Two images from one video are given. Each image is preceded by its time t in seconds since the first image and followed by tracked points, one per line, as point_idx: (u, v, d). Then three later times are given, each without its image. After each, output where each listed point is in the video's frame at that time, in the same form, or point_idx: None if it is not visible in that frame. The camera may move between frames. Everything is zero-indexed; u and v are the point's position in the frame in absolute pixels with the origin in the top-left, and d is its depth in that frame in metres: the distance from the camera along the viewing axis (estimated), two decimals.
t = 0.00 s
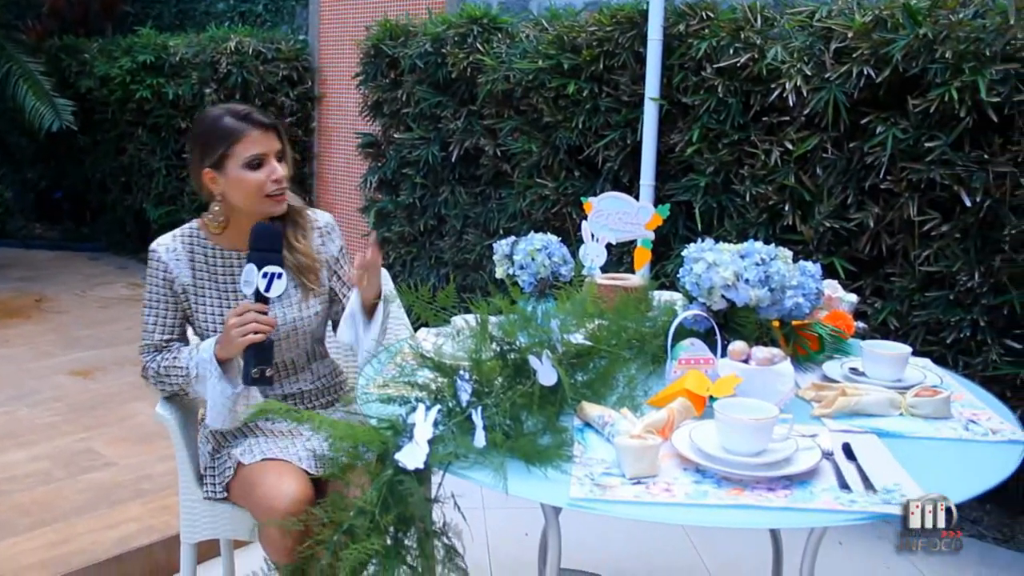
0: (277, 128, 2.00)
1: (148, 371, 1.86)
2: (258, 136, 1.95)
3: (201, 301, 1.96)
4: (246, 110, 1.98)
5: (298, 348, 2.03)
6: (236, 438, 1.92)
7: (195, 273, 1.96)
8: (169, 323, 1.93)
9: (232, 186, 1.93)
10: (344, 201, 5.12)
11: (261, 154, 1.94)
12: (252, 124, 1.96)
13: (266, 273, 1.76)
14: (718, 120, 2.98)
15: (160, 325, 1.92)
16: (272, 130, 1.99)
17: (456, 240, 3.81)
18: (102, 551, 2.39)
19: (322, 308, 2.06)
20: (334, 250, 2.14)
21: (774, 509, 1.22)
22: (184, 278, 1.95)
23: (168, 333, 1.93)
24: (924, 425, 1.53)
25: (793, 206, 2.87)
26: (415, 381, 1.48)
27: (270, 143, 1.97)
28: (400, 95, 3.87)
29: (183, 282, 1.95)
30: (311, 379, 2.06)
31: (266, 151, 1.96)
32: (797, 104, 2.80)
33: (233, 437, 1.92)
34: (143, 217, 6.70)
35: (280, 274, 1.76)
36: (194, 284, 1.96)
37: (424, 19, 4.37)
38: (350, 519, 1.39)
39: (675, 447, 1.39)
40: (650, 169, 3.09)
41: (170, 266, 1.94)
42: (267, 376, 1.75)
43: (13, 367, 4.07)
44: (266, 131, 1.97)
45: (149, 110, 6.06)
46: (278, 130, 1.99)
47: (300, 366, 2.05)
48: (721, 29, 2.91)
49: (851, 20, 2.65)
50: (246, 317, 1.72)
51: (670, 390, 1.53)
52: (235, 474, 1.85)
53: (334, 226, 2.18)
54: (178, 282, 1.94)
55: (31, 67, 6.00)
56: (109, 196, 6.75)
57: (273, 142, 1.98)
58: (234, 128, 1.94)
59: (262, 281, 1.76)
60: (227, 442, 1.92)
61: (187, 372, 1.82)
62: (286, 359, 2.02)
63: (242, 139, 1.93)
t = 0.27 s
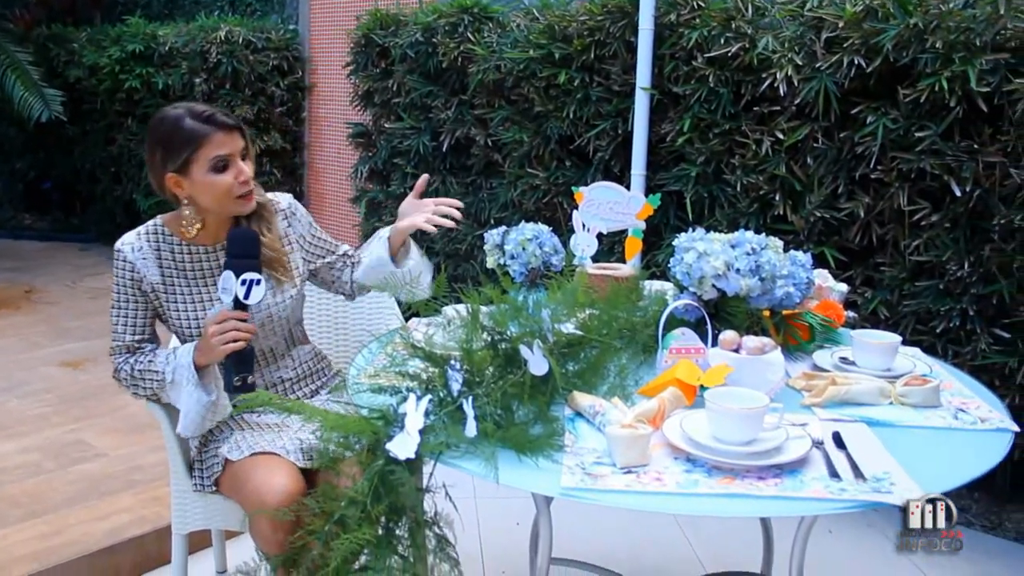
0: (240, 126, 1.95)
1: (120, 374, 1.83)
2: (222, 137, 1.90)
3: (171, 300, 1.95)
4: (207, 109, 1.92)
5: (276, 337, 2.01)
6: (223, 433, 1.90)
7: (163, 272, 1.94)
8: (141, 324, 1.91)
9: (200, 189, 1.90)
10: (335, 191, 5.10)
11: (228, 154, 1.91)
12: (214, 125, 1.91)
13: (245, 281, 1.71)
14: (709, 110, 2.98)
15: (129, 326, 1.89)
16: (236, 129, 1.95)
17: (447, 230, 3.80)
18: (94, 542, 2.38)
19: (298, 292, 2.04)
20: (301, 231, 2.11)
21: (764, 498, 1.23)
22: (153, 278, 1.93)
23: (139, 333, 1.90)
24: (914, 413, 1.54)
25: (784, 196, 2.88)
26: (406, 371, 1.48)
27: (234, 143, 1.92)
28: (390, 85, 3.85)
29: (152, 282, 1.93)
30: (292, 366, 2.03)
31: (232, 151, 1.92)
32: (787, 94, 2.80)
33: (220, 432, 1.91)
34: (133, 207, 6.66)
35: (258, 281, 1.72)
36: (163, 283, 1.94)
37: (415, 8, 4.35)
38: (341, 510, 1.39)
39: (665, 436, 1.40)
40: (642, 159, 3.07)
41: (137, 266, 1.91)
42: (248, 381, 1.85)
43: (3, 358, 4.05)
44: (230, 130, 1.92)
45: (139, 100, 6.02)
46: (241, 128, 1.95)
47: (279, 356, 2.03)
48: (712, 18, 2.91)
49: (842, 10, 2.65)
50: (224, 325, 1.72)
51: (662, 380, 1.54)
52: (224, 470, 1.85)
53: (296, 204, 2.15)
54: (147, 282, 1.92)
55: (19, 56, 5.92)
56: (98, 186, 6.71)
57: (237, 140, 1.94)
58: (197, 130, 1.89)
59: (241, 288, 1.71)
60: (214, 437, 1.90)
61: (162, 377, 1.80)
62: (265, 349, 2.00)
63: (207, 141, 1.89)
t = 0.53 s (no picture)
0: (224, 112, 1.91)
1: (106, 369, 1.84)
2: (201, 120, 1.87)
3: (157, 293, 1.94)
4: (193, 93, 1.90)
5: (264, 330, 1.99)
6: (213, 425, 1.90)
7: (148, 266, 1.92)
8: (127, 317, 1.91)
9: (176, 172, 1.87)
10: (325, 182, 5.07)
11: (205, 138, 1.87)
12: (195, 107, 1.88)
13: (230, 278, 1.70)
14: (700, 100, 2.98)
15: (115, 320, 1.89)
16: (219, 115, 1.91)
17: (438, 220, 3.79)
18: (85, 534, 2.37)
19: (286, 285, 2.04)
20: (288, 224, 2.09)
21: (754, 488, 1.23)
22: (139, 272, 1.91)
23: (126, 326, 1.90)
24: (903, 403, 1.55)
25: (774, 186, 2.88)
26: (397, 361, 1.48)
27: (215, 127, 1.89)
28: (381, 75, 3.84)
29: (137, 276, 1.91)
30: (280, 360, 2.02)
31: (211, 135, 1.88)
32: (778, 84, 2.80)
33: (210, 424, 1.90)
34: (123, 198, 6.63)
35: (243, 278, 1.72)
36: (149, 277, 1.92)
37: None
38: (332, 500, 1.39)
39: (657, 426, 1.40)
40: (631, 150, 3.09)
41: (122, 260, 1.90)
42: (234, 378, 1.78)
43: None
44: (212, 114, 1.89)
45: (129, 90, 5.98)
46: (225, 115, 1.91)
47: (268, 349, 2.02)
48: (703, 9, 2.90)
49: None
50: (209, 322, 1.72)
51: (655, 369, 1.54)
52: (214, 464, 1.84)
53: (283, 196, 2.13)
54: (132, 276, 1.90)
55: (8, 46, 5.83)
56: (88, 177, 6.66)
57: (218, 125, 1.90)
58: (177, 112, 1.87)
59: (226, 286, 1.71)
60: (203, 429, 1.90)
61: (150, 372, 1.80)
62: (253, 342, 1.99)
63: (186, 123, 1.86)
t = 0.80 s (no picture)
0: (214, 87, 1.90)
1: (106, 351, 1.83)
2: (186, 90, 1.89)
3: (161, 280, 1.94)
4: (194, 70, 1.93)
5: (265, 322, 1.99)
6: (211, 416, 1.89)
7: (154, 252, 1.92)
8: (129, 302, 1.90)
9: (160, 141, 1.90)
10: (320, 173, 5.06)
11: (183, 106, 1.87)
12: (186, 81, 1.90)
13: (224, 259, 1.70)
14: (696, 91, 2.97)
15: (117, 304, 1.89)
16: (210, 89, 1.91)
17: (434, 212, 3.79)
18: (81, 526, 2.37)
19: (288, 277, 2.03)
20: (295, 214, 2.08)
21: (748, 478, 1.24)
22: (143, 257, 1.92)
23: (127, 311, 1.90)
24: (898, 394, 1.55)
25: (770, 177, 2.88)
26: (393, 352, 1.49)
27: (197, 98, 1.89)
28: (376, 66, 3.83)
29: (142, 261, 1.91)
30: (281, 351, 2.02)
31: (190, 104, 1.88)
32: (774, 75, 2.80)
33: (208, 414, 1.90)
34: (117, 190, 6.61)
35: (238, 259, 1.71)
36: (154, 263, 1.93)
37: None
38: (327, 492, 1.39)
39: (652, 417, 1.40)
40: (626, 141, 3.09)
41: (127, 244, 1.90)
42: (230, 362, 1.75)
43: None
44: (199, 86, 1.90)
45: (123, 81, 5.95)
46: (214, 88, 1.90)
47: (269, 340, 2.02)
48: None
49: None
50: (204, 302, 1.71)
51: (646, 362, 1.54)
52: (211, 455, 1.84)
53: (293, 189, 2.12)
54: (137, 261, 1.91)
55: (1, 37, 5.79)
56: (83, 168, 6.64)
57: (203, 97, 1.89)
58: (170, 85, 1.92)
59: (220, 266, 1.70)
60: (200, 420, 1.89)
61: (146, 355, 1.79)
62: (253, 334, 1.99)
63: (171, 93, 1.90)
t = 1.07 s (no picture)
0: (231, 88, 1.87)
1: (112, 335, 1.84)
2: (202, 92, 1.87)
3: (171, 267, 1.92)
4: (211, 67, 1.90)
5: (270, 317, 1.99)
6: (212, 408, 1.89)
7: (168, 239, 1.91)
8: (139, 287, 1.90)
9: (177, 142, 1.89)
10: (318, 167, 5.05)
11: (198, 109, 1.85)
12: (202, 81, 1.88)
13: (225, 252, 1.70)
14: (693, 85, 2.97)
15: (126, 288, 1.88)
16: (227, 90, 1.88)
17: (431, 205, 3.79)
18: (79, 520, 2.37)
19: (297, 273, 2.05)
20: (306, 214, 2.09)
21: (745, 471, 1.24)
22: (157, 243, 1.90)
23: (137, 296, 1.89)
24: (895, 387, 1.56)
25: (767, 170, 2.88)
26: (390, 346, 1.49)
27: (214, 101, 1.86)
28: (373, 59, 3.82)
29: (155, 247, 1.90)
30: (284, 346, 2.03)
31: (206, 107, 1.86)
32: (771, 68, 2.79)
33: (208, 407, 1.89)
34: (114, 183, 6.60)
35: (239, 252, 1.70)
36: (166, 250, 1.91)
37: None
38: (325, 486, 1.39)
39: (649, 410, 1.41)
40: (625, 133, 3.08)
41: (142, 229, 1.89)
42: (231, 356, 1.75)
43: None
44: (216, 88, 1.87)
45: (119, 75, 5.92)
46: (231, 90, 1.87)
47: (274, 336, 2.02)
48: None
49: None
50: (207, 296, 1.71)
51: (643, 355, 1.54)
52: (215, 448, 1.84)
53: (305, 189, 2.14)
54: (149, 247, 1.90)
55: None
56: (79, 162, 6.62)
57: (220, 100, 1.87)
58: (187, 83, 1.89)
59: (221, 259, 1.70)
60: (203, 412, 1.89)
61: (151, 344, 1.78)
62: (258, 328, 1.98)
63: (188, 93, 1.88)
